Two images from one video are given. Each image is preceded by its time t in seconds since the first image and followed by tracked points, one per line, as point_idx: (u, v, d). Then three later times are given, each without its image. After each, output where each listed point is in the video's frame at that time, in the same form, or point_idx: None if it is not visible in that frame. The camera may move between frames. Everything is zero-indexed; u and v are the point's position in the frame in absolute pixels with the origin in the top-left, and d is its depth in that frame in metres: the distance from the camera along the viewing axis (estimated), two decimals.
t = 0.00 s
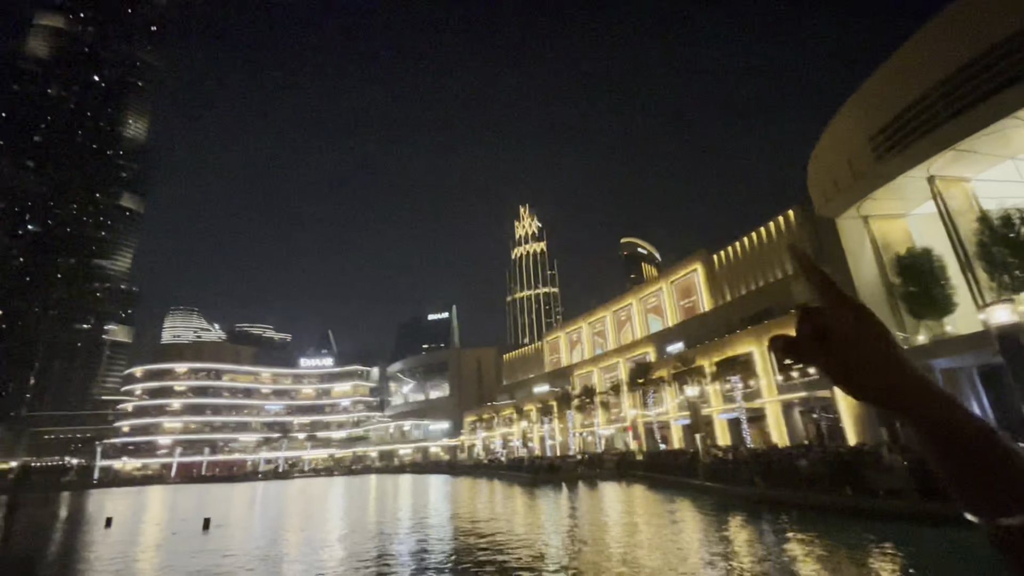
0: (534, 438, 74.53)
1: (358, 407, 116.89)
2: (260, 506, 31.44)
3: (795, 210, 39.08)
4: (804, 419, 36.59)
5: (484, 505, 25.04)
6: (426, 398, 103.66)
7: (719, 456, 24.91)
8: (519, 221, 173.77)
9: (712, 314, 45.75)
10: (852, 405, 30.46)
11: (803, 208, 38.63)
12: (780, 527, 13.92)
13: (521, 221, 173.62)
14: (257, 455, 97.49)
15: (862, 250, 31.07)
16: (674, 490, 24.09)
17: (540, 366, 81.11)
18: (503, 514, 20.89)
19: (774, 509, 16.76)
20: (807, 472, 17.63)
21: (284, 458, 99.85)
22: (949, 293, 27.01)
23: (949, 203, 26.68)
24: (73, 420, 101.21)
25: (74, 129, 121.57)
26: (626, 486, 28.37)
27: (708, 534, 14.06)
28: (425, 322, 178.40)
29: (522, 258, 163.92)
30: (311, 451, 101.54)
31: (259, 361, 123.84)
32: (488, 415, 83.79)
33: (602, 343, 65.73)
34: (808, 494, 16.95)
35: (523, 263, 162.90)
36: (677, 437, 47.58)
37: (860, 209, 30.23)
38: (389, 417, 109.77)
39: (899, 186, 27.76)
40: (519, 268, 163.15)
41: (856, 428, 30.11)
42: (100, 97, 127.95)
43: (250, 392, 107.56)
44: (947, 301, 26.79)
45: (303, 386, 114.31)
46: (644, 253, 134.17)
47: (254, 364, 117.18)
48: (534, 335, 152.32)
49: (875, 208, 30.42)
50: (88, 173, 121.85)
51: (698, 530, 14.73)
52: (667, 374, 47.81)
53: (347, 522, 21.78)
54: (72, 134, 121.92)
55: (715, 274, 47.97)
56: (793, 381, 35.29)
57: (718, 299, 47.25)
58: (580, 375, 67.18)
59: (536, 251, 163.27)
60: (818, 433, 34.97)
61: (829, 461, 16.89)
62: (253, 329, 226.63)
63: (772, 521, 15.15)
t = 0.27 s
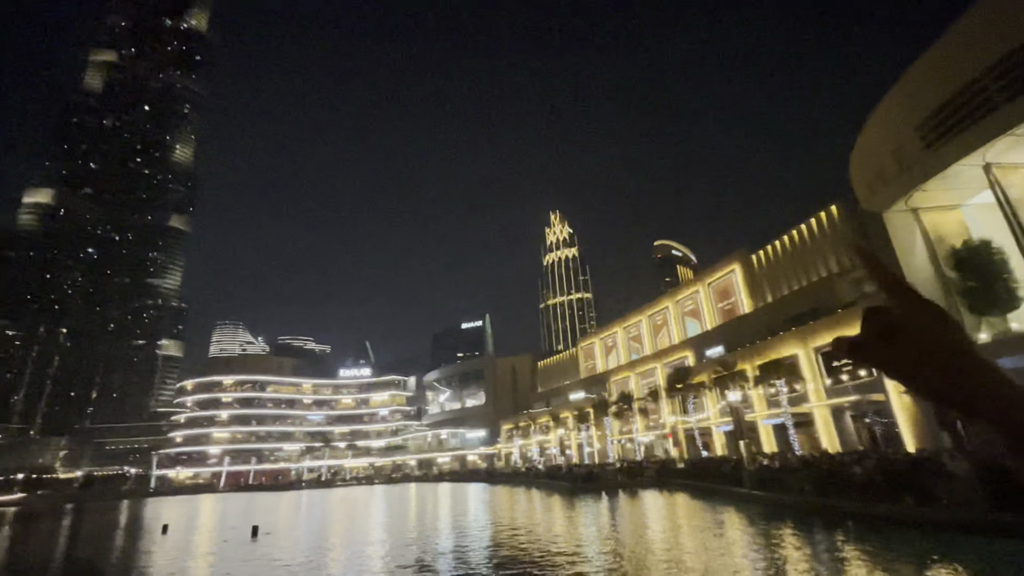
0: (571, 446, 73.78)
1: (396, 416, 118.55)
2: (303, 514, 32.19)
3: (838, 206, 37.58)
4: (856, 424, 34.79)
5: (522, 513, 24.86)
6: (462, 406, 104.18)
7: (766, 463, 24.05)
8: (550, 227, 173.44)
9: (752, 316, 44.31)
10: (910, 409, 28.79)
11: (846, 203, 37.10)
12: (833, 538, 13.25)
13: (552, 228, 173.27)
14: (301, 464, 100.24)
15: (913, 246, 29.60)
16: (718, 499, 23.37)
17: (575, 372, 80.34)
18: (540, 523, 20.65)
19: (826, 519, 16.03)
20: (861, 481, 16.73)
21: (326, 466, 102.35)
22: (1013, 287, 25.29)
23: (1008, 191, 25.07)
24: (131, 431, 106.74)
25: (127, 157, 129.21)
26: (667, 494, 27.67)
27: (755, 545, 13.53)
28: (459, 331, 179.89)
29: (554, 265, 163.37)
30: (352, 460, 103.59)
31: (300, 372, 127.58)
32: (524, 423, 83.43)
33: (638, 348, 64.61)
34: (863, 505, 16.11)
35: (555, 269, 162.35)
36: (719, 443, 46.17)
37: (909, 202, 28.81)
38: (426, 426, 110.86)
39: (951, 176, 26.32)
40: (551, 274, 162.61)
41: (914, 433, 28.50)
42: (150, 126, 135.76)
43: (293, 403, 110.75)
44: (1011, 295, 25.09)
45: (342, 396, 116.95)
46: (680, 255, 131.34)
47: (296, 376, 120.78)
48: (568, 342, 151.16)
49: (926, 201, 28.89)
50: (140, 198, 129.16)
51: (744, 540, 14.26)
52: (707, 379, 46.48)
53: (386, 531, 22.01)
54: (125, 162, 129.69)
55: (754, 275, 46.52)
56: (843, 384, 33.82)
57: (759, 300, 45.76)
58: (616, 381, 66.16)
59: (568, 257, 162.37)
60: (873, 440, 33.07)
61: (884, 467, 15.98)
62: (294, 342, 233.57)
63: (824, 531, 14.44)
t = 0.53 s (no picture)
0: (607, 453, 72.66)
1: (430, 425, 119.56)
2: (343, 521, 32.88)
3: (880, 200, 36.07)
4: (909, 428, 32.85)
5: (558, 522, 24.64)
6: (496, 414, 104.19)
7: (813, 470, 23.07)
8: (578, 233, 172.76)
9: (792, 317, 42.81)
10: (968, 412, 27.19)
11: (889, 197, 35.56)
12: (890, 549, 12.57)
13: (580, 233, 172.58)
14: (339, 472, 102.31)
15: (966, 238, 27.92)
16: (763, 508, 22.52)
17: (608, 378, 79.29)
18: (576, 532, 20.44)
19: (882, 529, 15.20)
20: (918, 488, 15.81)
21: (363, 475, 104.27)
22: None
23: None
24: (180, 442, 111.26)
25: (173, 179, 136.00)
26: (708, 502, 26.92)
27: (804, 555, 12.99)
28: (491, 340, 180.41)
29: (583, 270, 162.52)
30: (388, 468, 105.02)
31: (337, 382, 130.39)
32: (558, 430, 82.71)
33: (673, 352, 63.29)
34: (923, 514, 15.21)
35: (584, 275, 161.50)
36: (761, 449, 44.68)
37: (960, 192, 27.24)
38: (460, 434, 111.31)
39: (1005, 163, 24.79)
40: (581, 280, 161.76)
41: (974, 437, 26.90)
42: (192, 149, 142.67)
43: (330, 412, 113.12)
44: None
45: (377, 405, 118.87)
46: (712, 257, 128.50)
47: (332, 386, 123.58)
48: (600, 347, 149.55)
49: (978, 190, 27.24)
50: (185, 218, 135.55)
51: (793, 550, 13.68)
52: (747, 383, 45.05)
53: (424, 538, 22.22)
54: (171, 184, 136.46)
55: (793, 274, 44.96)
56: (894, 386, 32.24)
57: (798, 300, 44.19)
58: (651, 387, 64.93)
59: (597, 262, 161.18)
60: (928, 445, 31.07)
61: (943, 473, 15.08)
62: (331, 353, 238.96)
63: (879, 542, 13.73)
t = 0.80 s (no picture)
0: (640, 462, 71.27)
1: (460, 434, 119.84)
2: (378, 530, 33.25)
3: (922, 196, 34.60)
4: (964, 434, 31.02)
5: (593, 532, 24.33)
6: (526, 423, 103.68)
7: (859, 479, 22.10)
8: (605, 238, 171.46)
9: (832, 320, 41.23)
10: None
11: (932, 192, 34.07)
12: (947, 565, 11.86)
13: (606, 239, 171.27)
14: (372, 482, 104.96)
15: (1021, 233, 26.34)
16: (806, 519, 21.68)
17: (640, 386, 77.92)
18: (610, 542, 20.14)
19: (937, 542, 14.41)
20: (976, 499, 14.93)
21: (397, 484, 105.95)
22: None
23: None
24: (221, 452, 114.84)
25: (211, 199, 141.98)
26: (747, 513, 26.07)
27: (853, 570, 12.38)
28: (519, 348, 180.27)
29: (611, 276, 160.94)
30: (420, 478, 106.16)
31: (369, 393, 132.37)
32: (590, 439, 81.61)
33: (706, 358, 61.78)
34: (983, 526, 14.32)
35: (612, 281, 159.87)
36: (802, 458, 43.09)
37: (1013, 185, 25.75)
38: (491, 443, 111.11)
39: None
40: (609, 286, 160.12)
41: None
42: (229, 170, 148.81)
43: (363, 422, 114.75)
44: None
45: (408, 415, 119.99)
46: (744, 259, 125.31)
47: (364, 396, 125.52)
48: (630, 354, 147.33)
49: None
50: (223, 236, 140.93)
51: (841, 563, 13.11)
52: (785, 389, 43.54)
53: (457, 547, 22.31)
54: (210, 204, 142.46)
55: (831, 275, 43.40)
56: (946, 391, 30.67)
57: (837, 302, 42.58)
58: (684, 394, 63.50)
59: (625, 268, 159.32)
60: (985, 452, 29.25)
61: (1004, 484, 14.21)
62: (363, 364, 243.53)
63: (935, 556, 12.97)
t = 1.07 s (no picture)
0: (673, 473, 69.64)
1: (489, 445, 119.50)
2: (409, 543, 33.51)
3: (962, 194, 33.23)
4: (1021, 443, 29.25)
5: (623, 545, 23.91)
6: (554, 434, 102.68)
7: (907, 490, 21.08)
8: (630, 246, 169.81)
9: (871, 324, 39.70)
10: None
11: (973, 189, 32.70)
12: None
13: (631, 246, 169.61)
14: (402, 494, 105.24)
15: None
16: (849, 532, 20.78)
17: (670, 395, 76.35)
18: (642, 555, 19.75)
19: (993, 556, 13.59)
20: None
21: (427, 496, 106.56)
22: None
23: None
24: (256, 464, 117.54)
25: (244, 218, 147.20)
26: (787, 526, 25.17)
27: None
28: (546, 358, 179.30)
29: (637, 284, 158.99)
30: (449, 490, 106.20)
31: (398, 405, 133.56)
32: (620, 450, 80.26)
33: (738, 366, 60.20)
34: None
35: (638, 288, 157.85)
36: (845, 469, 41.37)
37: None
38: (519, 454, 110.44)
39: None
40: (635, 294, 158.09)
41: None
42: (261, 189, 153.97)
43: (393, 434, 115.76)
44: None
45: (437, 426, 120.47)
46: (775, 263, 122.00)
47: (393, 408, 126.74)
48: (660, 363, 144.67)
49: None
50: (255, 253, 145.63)
51: None
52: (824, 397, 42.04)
53: (486, 559, 22.36)
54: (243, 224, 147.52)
55: (868, 278, 41.89)
56: (998, 397, 29.07)
57: (876, 306, 41.02)
58: (717, 403, 61.90)
59: (652, 275, 157.11)
60: None
61: None
62: (392, 377, 246.25)
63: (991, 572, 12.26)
